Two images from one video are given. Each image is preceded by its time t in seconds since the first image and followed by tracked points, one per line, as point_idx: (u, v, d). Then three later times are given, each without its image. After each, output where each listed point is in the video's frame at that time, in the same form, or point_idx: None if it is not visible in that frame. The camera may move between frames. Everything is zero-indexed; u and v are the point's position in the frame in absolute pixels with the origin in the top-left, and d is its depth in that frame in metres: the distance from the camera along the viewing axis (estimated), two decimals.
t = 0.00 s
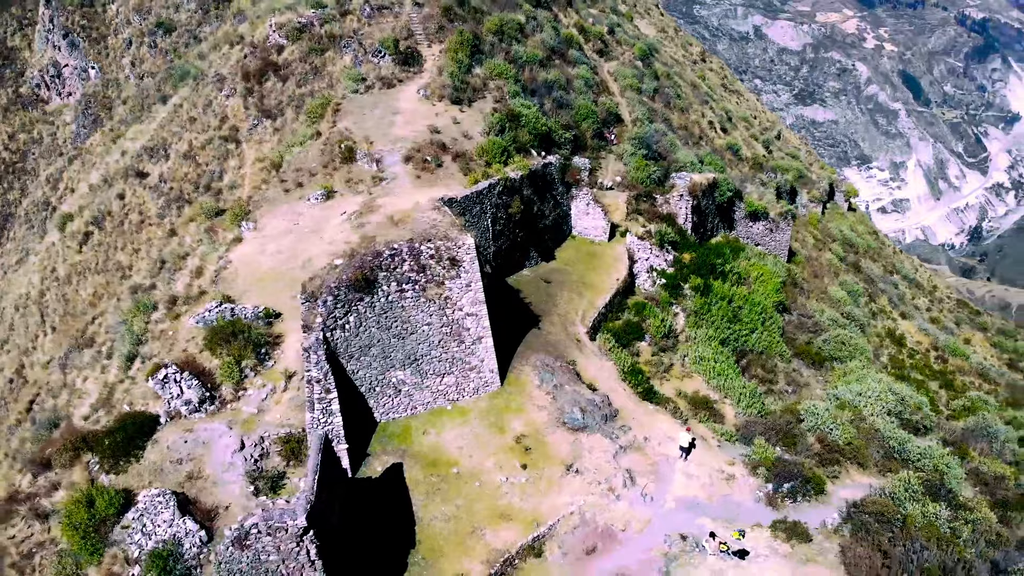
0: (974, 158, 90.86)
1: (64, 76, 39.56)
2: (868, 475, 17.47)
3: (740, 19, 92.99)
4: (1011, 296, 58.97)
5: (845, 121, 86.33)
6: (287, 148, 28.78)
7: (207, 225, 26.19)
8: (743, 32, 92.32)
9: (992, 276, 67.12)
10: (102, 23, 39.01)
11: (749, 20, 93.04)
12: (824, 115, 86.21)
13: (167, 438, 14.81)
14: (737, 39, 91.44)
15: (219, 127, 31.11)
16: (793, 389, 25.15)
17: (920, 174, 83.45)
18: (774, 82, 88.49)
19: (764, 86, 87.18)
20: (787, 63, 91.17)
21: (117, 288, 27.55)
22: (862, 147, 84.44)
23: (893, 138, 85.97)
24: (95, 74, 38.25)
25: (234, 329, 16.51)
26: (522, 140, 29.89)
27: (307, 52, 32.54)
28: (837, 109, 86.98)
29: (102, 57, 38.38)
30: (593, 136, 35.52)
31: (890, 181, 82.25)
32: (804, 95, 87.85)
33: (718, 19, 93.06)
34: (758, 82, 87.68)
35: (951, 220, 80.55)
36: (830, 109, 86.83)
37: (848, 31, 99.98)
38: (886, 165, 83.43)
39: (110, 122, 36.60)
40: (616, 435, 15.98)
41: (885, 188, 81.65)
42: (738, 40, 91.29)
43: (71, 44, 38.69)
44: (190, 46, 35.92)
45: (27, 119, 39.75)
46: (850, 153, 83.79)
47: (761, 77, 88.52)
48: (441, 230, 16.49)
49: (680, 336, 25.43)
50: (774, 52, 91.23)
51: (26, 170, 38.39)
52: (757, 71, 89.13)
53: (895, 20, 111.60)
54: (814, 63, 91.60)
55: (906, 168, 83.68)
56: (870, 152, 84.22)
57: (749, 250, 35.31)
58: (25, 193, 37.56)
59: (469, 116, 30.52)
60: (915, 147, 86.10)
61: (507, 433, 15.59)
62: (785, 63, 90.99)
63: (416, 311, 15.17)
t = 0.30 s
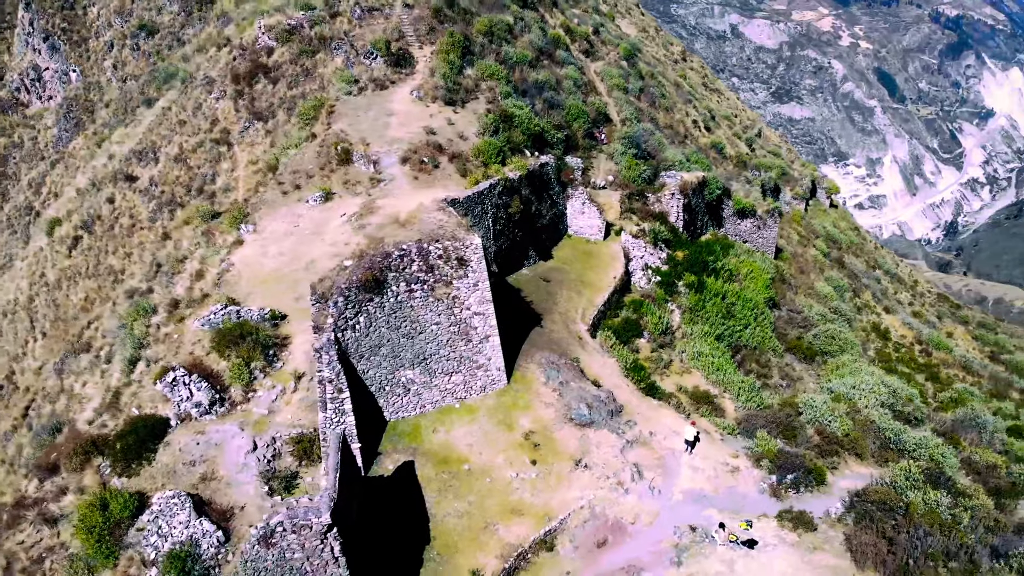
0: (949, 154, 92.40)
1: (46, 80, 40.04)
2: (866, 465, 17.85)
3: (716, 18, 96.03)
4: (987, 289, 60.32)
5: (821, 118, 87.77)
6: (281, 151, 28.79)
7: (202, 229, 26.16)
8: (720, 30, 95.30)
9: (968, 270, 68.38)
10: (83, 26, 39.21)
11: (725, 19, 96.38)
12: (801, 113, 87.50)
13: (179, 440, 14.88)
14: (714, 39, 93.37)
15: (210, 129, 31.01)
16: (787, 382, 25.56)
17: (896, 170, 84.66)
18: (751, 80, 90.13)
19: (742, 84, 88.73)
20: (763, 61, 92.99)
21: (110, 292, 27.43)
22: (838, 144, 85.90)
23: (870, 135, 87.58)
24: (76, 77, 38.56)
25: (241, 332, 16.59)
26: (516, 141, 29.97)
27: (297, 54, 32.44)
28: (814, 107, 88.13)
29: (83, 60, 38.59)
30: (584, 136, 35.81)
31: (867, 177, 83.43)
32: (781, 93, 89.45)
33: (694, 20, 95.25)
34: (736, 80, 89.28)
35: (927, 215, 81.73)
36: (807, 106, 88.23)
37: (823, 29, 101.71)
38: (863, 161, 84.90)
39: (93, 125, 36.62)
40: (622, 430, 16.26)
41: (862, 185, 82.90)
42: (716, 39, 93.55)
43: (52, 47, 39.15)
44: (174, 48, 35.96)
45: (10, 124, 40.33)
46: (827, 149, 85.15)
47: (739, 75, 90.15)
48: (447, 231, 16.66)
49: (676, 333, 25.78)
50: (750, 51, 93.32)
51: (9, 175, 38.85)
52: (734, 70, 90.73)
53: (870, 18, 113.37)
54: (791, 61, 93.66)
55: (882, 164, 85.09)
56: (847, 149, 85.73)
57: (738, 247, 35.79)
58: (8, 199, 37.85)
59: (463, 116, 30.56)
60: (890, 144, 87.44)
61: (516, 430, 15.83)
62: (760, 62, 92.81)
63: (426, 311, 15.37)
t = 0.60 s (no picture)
0: (925, 150, 93.71)
1: (25, 82, 39.81)
2: (864, 456, 18.24)
3: (694, 17, 96.89)
4: (962, 284, 61.97)
5: (798, 116, 89.37)
6: (276, 153, 28.70)
7: (198, 232, 26.08)
8: (697, 30, 96.24)
9: (944, 265, 69.44)
10: (64, 29, 39.02)
11: (703, 19, 96.97)
12: (778, 111, 88.98)
13: (190, 442, 14.95)
14: (692, 38, 95.29)
15: (201, 132, 30.83)
16: (781, 377, 25.95)
17: (872, 166, 86.20)
18: (728, 79, 92.16)
19: (720, 83, 90.56)
20: (739, 60, 94.87)
21: (103, 296, 27.20)
22: (815, 141, 87.02)
23: (847, 132, 88.90)
24: (57, 79, 38.42)
25: (249, 334, 16.69)
26: (510, 141, 30.08)
27: (288, 56, 32.36)
28: (790, 105, 89.84)
29: (64, 62, 38.40)
30: (575, 136, 36.07)
31: (844, 174, 84.82)
32: (758, 91, 91.35)
33: (672, 20, 96.76)
34: (714, 79, 91.23)
35: (903, 211, 82.90)
36: (783, 104, 89.92)
37: (800, 28, 102.89)
38: (840, 159, 85.99)
39: (75, 129, 36.36)
40: (627, 425, 16.54)
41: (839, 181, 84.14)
42: (694, 38, 95.20)
43: (32, 50, 38.96)
44: (157, 49, 35.73)
45: None
46: (805, 147, 86.35)
47: (717, 74, 92.14)
48: (454, 232, 16.86)
49: (673, 329, 26.07)
50: (728, 49, 95.18)
51: None
52: (711, 68, 92.66)
53: (845, 16, 115.00)
54: (768, 59, 95.00)
55: (858, 161, 86.57)
56: (823, 146, 86.84)
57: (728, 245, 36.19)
58: None
59: (456, 117, 30.55)
60: (867, 141, 88.90)
61: (524, 426, 16.05)
62: (738, 60, 94.72)
63: (434, 310, 15.53)
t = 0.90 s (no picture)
0: (902, 147, 94.96)
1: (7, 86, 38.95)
2: (864, 448, 18.64)
3: (673, 17, 96.73)
4: (940, 279, 63.36)
5: (776, 115, 91.00)
6: (272, 156, 28.66)
7: (195, 236, 26.02)
8: (676, 29, 96.26)
9: (922, 260, 70.73)
10: (46, 32, 38.60)
11: (682, 18, 96.87)
12: (756, 110, 90.73)
13: (204, 445, 15.02)
14: (671, 37, 95.74)
15: (194, 135, 30.66)
16: (777, 372, 26.36)
17: (850, 163, 87.69)
18: (708, 78, 93.27)
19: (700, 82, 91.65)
20: (718, 59, 95.77)
21: (97, 301, 27.01)
22: (793, 139, 88.73)
23: (824, 130, 90.41)
24: (42, 84, 37.80)
25: (258, 337, 16.77)
26: (506, 142, 30.06)
27: (280, 59, 32.32)
28: (768, 104, 91.53)
29: (46, 66, 38.05)
30: (568, 137, 36.33)
31: (822, 171, 86.56)
32: (736, 90, 92.92)
33: (651, 19, 96.95)
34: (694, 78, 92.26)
35: (881, 207, 84.11)
36: (761, 103, 91.59)
37: (778, 27, 103.62)
38: (817, 156, 87.82)
39: (60, 133, 35.99)
40: (634, 422, 16.82)
41: (818, 178, 85.87)
42: (673, 38, 95.52)
43: (13, 53, 38.30)
44: (142, 53, 35.63)
45: None
46: (783, 145, 88.08)
47: (695, 73, 93.12)
48: (462, 233, 17.06)
49: (670, 326, 26.41)
50: (706, 49, 95.70)
51: None
52: (690, 68, 93.38)
53: (823, 15, 116.29)
54: (746, 58, 96.09)
55: (836, 159, 88.02)
56: (802, 143, 88.45)
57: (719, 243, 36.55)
58: None
59: (451, 118, 30.67)
60: (844, 139, 90.47)
61: (533, 424, 16.27)
62: (716, 60, 95.63)
63: (443, 311, 15.71)
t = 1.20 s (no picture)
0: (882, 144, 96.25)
1: None
2: (865, 442, 19.05)
3: (655, 17, 97.09)
4: (921, 275, 64.59)
5: (757, 114, 91.84)
6: (271, 159, 28.64)
7: (194, 239, 25.96)
8: (657, 29, 96.42)
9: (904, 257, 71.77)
10: (32, 35, 38.52)
11: (663, 18, 97.20)
12: (738, 109, 91.54)
13: (218, 446, 15.10)
14: (653, 37, 95.50)
15: (189, 138, 30.50)
16: (774, 368, 26.75)
17: (831, 161, 88.82)
18: (690, 77, 93.77)
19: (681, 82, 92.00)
20: (700, 59, 96.40)
21: (94, 305, 26.80)
22: (776, 138, 89.81)
23: (805, 129, 91.54)
24: (26, 86, 37.67)
25: (268, 339, 16.86)
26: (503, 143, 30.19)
27: (275, 62, 32.24)
28: (750, 103, 92.32)
29: (32, 69, 37.80)
30: (563, 138, 36.54)
31: (803, 170, 87.55)
32: (718, 90, 93.49)
33: (633, 19, 97.33)
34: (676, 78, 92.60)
35: (862, 205, 85.39)
36: (744, 103, 92.33)
37: (759, 26, 104.80)
38: (799, 154, 88.95)
39: (49, 136, 35.69)
40: (643, 419, 17.08)
41: (800, 176, 86.83)
42: (655, 38, 95.34)
43: None
44: (129, 55, 35.57)
45: None
46: (765, 143, 88.93)
47: (677, 73, 93.39)
48: (471, 235, 17.27)
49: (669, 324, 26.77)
50: (688, 48, 96.36)
51: None
52: (672, 67, 93.71)
53: (804, 14, 117.39)
54: (727, 58, 96.85)
55: (817, 157, 89.06)
56: (783, 142, 89.68)
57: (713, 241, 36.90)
58: None
59: (448, 120, 30.77)
60: (825, 137, 91.52)
61: (543, 422, 16.47)
62: (698, 59, 96.26)
63: (454, 311, 15.90)
